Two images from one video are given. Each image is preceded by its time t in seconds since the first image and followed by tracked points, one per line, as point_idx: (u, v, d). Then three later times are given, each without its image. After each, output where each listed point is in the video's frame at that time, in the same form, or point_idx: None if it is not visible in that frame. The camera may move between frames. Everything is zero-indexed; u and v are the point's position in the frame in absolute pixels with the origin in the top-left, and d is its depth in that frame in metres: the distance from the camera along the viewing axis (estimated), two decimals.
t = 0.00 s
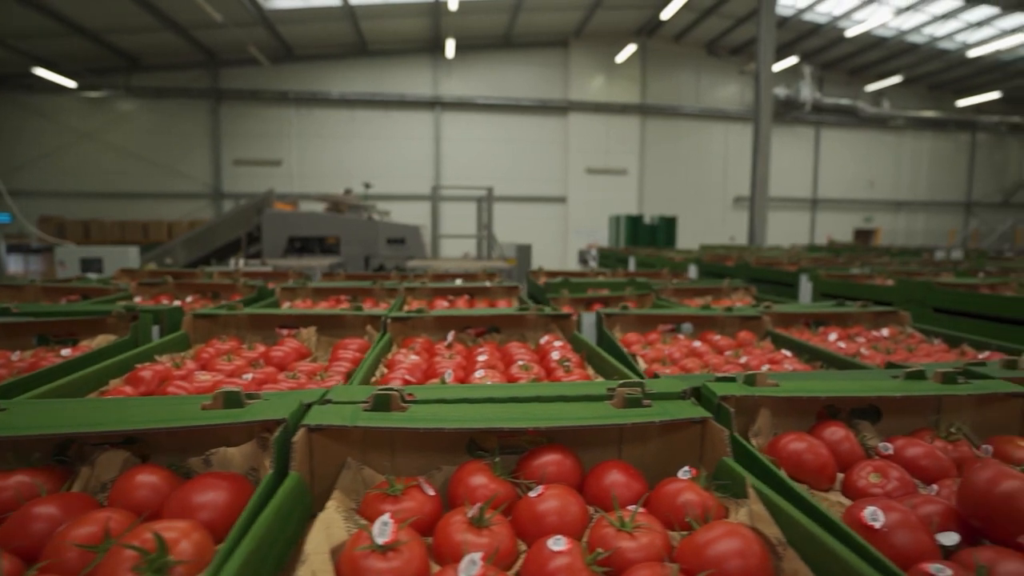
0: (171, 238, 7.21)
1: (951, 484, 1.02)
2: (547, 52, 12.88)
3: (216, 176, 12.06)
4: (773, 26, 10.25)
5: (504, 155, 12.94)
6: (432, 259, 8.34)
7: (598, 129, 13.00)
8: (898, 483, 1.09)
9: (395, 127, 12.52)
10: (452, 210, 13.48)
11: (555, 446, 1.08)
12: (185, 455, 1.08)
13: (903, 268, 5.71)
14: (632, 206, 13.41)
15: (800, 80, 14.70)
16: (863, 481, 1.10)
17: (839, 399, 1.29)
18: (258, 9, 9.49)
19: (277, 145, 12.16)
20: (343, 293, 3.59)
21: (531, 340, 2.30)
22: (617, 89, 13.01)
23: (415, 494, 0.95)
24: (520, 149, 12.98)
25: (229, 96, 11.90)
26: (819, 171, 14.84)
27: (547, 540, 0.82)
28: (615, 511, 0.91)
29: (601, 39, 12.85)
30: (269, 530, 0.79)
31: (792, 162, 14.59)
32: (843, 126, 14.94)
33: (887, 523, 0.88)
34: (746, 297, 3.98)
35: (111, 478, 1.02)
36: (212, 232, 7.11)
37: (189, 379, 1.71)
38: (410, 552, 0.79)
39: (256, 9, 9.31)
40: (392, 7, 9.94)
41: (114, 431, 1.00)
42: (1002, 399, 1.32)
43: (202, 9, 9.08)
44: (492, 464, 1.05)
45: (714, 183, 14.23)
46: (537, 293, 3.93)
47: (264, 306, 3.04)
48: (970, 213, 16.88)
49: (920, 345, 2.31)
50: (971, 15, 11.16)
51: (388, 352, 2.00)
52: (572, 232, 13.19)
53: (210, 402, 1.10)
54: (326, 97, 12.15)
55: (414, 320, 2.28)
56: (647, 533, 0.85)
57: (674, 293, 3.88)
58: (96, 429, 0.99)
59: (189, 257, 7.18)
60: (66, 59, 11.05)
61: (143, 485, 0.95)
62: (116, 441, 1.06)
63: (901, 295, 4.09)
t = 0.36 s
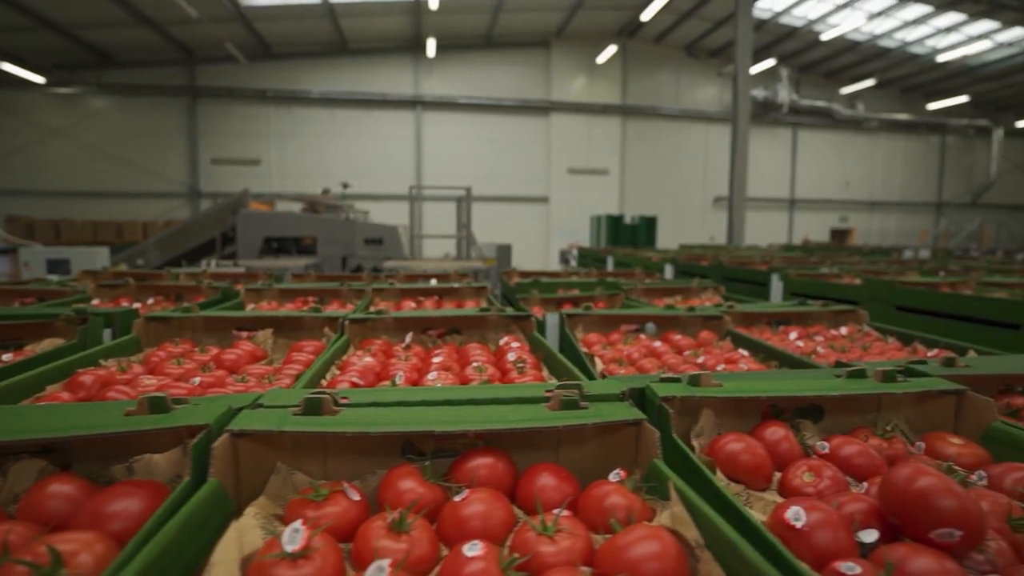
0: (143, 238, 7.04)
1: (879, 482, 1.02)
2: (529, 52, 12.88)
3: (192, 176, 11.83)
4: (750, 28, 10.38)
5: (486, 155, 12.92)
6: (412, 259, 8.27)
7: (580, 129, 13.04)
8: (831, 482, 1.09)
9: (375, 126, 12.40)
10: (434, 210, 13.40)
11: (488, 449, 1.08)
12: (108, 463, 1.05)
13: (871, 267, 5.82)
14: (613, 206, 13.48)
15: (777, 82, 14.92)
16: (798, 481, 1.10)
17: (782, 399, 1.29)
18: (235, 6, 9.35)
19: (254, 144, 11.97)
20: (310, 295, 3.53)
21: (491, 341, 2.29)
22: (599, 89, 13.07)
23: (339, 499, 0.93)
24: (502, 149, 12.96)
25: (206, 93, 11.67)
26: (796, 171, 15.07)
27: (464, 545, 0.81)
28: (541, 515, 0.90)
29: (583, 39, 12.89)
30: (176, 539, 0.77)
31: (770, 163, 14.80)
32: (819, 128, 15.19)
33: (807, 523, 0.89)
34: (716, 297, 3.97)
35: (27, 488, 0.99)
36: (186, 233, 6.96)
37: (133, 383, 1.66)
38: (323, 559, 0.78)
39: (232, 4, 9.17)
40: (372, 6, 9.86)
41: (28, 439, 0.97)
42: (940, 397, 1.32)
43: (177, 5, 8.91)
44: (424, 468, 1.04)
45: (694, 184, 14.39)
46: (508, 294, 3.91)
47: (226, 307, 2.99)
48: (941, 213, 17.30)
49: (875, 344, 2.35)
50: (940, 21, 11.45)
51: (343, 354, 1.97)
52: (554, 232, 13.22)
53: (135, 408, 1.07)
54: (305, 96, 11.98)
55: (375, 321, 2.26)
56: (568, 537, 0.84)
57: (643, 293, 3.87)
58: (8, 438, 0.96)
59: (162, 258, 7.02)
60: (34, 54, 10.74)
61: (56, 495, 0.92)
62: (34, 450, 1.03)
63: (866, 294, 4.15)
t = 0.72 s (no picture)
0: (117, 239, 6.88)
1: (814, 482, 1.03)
2: (512, 52, 12.86)
3: (170, 175, 11.60)
4: (730, 31, 10.49)
5: (469, 154, 12.88)
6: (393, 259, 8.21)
7: (563, 130, 13.06)
8: (770, 483, 1.08)
9: (357, 125, 12.30)
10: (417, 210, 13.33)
11: (425, 453, 1.07)
12: (30, 473, 1.01)
13: (843, 267, 5.89)
14: (596, 206, 13.53)
15: (757, 84, 15.10)
16: (739, 482, 1.10)
17: (729, 400, 1.29)
18: (213, 3, 9.21)
19: (233, 142, 11.78)
20: (278, 296, 3.48)
21: (454, 343, 2.27)
22: (582, 90, 13.11)
23: (266, 506, 0.91)
24: (485, 150, 12.94)
25: (184, 91, 11.45)
26: (776, 173, 15.27)
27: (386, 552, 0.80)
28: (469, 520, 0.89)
29: (566, 40, 12.91)
30: (85, 548, 0.75)
31: (751, 163, 14.97)
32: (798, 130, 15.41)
33: (737, 525, 0.88)
34: (688, 296, 3.97)
35: None
36: (160, 233, 6.81)
37: (77, 388, 1.62)
38: (237, 568, 0.76)
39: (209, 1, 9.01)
40: (353, 4, 9.77)
41: None
42: (883, 396, 1.33)
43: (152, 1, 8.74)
44: (358, 473, 1.02)
45: (676, 184, 14.51)
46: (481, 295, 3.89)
47: (188, 309, 2.93)
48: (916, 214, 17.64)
49: (836, 343, 2.38)
50: (914, 27, 11.68)
51: (300, 357, 1.95)
52: (537, 232, 13.23)
53: (59, 416, 1.04)
54: (286, 95, 11.81)
55: (337, 323, 2.23)
56: (493, 543, 0.83)
57: (616, 293, 3.86)
58: None
59: (136, 258, 6.86)
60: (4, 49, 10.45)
61: None
62: None
63: (836, 293, 4.19)
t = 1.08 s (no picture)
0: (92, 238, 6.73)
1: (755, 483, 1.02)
2: (498, 52, 12.84)
3: (150, 174, 11.39)
4: (713, 33, 10.57)
5: (454, 154, 12.83)
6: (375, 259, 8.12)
7: (549, 130, 13.07)
8: (714, 484, 1.07)
9: (341, 125, 12.19)
10: (401, 210, 13.23)
11: (363, 458, 1.05)
12: None
13: (818, 267, 5.96)
14: (581, 207, 13.55)
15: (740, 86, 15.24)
16: (682, 484, 1.09)
17: (678, 401, 1.28)
18: None
19: (214, 140, 11.60)
20: (248, 297, 3.42)
21: (419, 344, 2.25)
22: (567, 90, 13.12)
23: (189, 514, 0.88)
24: (470, 149, 12.90)
25: (164, 89, 11.25)
26: (759, 174, 15.43)
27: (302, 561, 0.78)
28: (397, 527, 0.87)
29: (551, 40, 12.92)
30: None
31: (734, 164, 15.11)
32: (781, 131, 15.58)
33: (670, 528, 0.86)
34: (662, 296, 3.97)
35: None
36: (136, 233, 6.67)
37: (18, 392, 1.57)
38: None
39: None
40: (336, 3, 9.69)
41: None
42: (834, 396, 1.33)
43: None
44: (291, 479, 1.00)
45: (660, 184, 14.61)
46: (456, 296, 3.86)
47: (151, 311, 2.86)
48: (894, 214, 17.93)
49: (801, 342, 2.38)
50: (891, 30, 11.87)
51: (257, 359, 1.92)
52: (523, 232, 13.23)
53: None
54: (269, 94, 11.65)
55: (300, 324, 2.20)
56: (419, 550, 0.82)
57: (590, 294, 3.85)
58: None
59: (112, 259, 6.71)
60: None
61: None
62: None
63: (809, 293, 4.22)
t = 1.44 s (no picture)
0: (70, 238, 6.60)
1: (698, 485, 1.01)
2: (486, 52, 12.80)
3: (133, 173, 11.22)
4: (698, 34, 10.62)
5: (442, 154, 12.78)
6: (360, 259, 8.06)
7: (537, 130, 13.05)
8: (661, 485, 1.06)
9: (328, 124, 12.08)
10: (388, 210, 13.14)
11: (303, 461, 1.04)
12: None
13: (798, 266, 6.01)
14: (569, 207, 13.56)
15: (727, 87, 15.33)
16: (629, 485, 1.08)
17: (631, 402, 1.28)
18: None
19: (199, 139, 11.45)
20: (221, 299, 3.36)
21: (386, 345, 2.23)
22: (555, 90, 13.12)
23: (115, 520, 0.86)
24: (458, 149, 12.85)
25: (146, 87, 11.08)
26: (746, 174, 15.53)
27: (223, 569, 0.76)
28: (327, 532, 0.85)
29: (539, 40, 12.90)
30: None
31: (721, 164, 15.19)
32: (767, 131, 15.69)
33: (604, 532, 0.85)
34: (639, 295, 3.98)
35: None
36: (116, 233, 6.56)
37: None
38: None
39: None
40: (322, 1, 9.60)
41: None
42: (789, 395, 1.33)
43: None
44: (227, 483, 0.98)
45: (648, 185, 14.67)
46: (433, 296, 3.84)
47: (118, 313, 2.81)
48: (878, 214, 18.14)
49: (769, 342, 2.39)
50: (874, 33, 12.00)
51: (218, 361, 1.89)
52: (511, 232, 13.21)
53: None
54: (254, 93, 11.52)
55: (267, 325, 2.17)
56: (345, 554, 0.80)
57: (568, 294, 3.86)
58: None
59: (91, 259, 6.59)
60: None
61: None
62: None
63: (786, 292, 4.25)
